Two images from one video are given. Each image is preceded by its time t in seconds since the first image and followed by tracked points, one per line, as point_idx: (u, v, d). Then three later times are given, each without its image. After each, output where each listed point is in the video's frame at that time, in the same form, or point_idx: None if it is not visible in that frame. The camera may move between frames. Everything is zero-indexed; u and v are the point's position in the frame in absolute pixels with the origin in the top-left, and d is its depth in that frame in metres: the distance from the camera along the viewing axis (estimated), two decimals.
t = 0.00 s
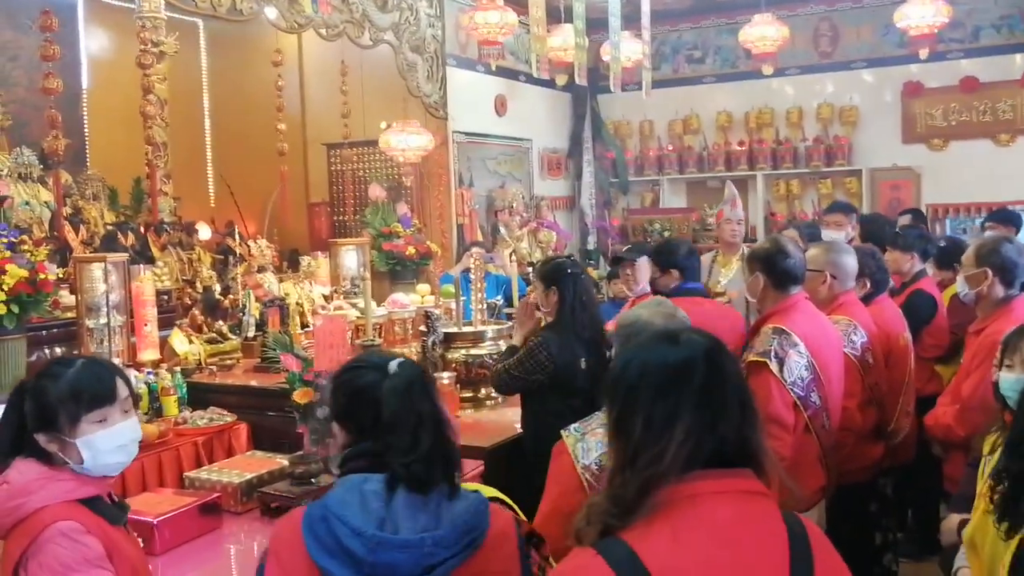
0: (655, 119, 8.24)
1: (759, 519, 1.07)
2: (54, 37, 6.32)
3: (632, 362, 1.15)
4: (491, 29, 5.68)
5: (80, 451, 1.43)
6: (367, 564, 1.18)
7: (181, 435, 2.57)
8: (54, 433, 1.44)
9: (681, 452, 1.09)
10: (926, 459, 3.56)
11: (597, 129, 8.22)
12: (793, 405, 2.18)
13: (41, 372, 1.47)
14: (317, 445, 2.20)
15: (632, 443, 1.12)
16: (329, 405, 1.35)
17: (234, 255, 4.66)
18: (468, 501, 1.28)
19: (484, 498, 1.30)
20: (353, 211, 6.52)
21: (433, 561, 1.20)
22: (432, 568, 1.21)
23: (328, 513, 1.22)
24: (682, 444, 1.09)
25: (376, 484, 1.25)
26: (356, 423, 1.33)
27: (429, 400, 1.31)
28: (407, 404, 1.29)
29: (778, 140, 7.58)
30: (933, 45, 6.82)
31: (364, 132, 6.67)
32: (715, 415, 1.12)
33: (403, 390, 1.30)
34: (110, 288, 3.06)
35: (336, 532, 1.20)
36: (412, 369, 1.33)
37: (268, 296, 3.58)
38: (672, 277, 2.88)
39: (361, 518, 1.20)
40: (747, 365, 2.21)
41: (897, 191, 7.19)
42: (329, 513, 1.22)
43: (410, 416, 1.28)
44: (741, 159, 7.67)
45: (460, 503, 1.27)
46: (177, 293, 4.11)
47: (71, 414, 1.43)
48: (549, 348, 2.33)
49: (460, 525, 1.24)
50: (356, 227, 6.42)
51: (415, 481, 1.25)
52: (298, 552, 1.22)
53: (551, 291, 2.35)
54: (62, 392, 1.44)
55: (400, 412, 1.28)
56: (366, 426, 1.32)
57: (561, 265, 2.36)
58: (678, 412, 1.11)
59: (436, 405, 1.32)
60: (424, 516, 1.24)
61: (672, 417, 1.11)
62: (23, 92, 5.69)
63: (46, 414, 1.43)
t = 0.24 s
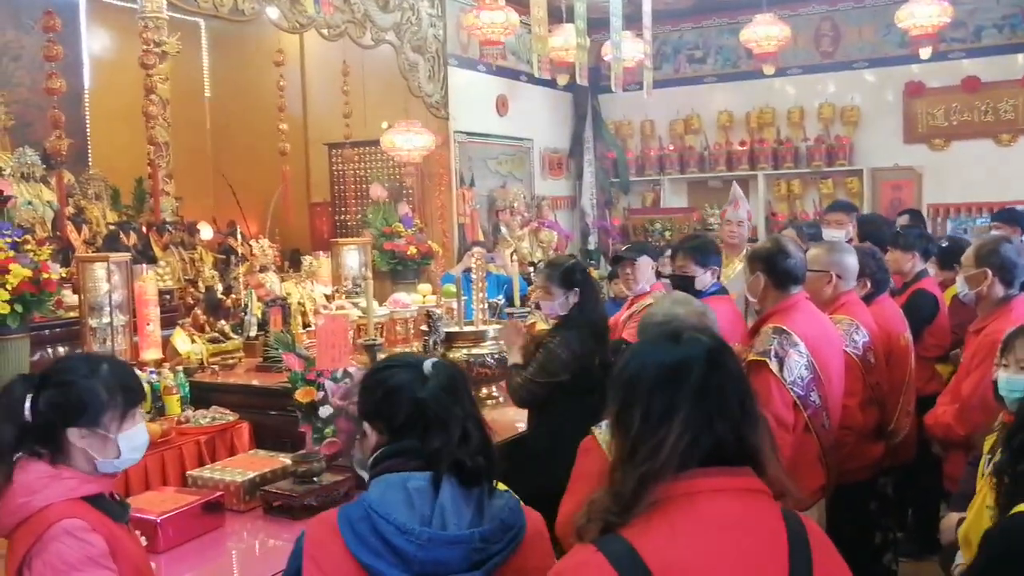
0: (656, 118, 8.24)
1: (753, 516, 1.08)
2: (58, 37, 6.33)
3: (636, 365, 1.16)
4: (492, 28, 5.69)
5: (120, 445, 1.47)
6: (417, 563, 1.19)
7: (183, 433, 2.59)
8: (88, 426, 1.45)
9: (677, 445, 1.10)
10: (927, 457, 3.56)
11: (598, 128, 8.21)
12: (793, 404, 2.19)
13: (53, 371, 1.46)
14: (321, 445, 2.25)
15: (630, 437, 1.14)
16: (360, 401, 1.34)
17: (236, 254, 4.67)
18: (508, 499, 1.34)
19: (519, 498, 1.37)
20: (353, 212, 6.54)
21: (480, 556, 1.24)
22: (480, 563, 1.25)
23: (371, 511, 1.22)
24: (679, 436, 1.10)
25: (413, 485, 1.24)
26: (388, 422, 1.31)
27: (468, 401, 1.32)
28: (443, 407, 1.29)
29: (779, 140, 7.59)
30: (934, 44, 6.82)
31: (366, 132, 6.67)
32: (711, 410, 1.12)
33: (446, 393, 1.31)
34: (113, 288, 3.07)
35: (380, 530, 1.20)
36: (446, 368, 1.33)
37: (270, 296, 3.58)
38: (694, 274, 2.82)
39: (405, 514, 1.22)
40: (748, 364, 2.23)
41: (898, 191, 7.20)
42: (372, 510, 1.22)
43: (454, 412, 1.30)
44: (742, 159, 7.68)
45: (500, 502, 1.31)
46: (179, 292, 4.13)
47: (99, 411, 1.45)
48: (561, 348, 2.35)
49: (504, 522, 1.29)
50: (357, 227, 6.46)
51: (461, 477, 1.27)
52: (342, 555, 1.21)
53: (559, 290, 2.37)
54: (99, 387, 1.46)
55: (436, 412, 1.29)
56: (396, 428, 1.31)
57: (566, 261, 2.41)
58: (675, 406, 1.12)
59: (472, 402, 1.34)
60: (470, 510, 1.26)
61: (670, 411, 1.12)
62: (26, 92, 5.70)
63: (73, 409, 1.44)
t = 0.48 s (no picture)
0: (659, 118, 8.25)
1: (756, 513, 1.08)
2: (62, 37, 6.34)
3: (640, 365, 1.17)
4: (495, 29, 5.69)
5: (144, 443, 1.49)
6: (429, 569, 1.21)
7: (187, 433, 2.59)
8: (115, 423, 1.46)
9: (678, 443, 1.11)
10: (930, 457, 3.56)
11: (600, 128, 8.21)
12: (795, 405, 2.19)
13: (77, 371, 1.46)
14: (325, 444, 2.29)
15: (632, 433, 1.15)
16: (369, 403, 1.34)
17: (239, 254, 4.68)
18: (516, 503, 1.36)
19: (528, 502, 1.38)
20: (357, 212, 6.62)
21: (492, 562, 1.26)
22: (491, 569, 1.27)
23: (381, 515, 1.23)
24: (681, 432, 1.11)
25: (429, 492, 1.25)
26: (397, 425, 1.31)
27: (476, 403, 1.33)
28: (458, 409, 1.30)
29: (782, 140, 7.59)
30: (938, 45, 6.81)
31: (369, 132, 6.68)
32: (712, 409, 1.13)
33: (454, 394, 1.30)
34: (117, 287, 3.08)
35: (391, 535, 1.21)
36: (455, 370, 1.33)
37: (273, 296, 3.54)
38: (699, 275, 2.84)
39: (416, 520, 1.23)
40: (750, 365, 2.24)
41: (901, 191, 7.19)
42: (383, 515, 1.23)
43: (464, 416, 1.30)
44: (745, 159, 7.67)
45: (510, 506, 1.34)
46: (182, 292, 4.14)
47: (126, 408, 1.46)
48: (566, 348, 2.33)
49: (512, 527, 1.31)
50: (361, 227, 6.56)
51: (474, 485, 1.29)
52: (350, 560, 1.21)
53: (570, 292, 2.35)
54: (127, 386, 1.47)
55: (448, 417, 1.29)
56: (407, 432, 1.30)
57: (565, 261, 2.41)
58: (677, 404, 1.12)
59: (481, 400, 1.35)
60: (481, 516, 1.28)
61: (670, 409, 1.13)
62: (31, 92, 5.71)
63: (101, 406, 1.44)
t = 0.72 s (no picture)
0: (658, 117, 8.25)
1: (760, 510, 1.10)
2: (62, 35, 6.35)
3: (648, 366, 1.19)
4: (494, 28, 5.70)
5: (181, 451, 1.49)
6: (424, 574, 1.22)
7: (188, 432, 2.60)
8: (155, 426, 1.46)
9: (682, 438, 1.13)
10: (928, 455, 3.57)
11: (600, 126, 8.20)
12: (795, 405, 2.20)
13: (130, 368, 1.47)
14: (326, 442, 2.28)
15: (636, 429, 1.17)
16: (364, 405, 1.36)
17: (238, 252, 4.68)
18: (510, 506, 1.37)
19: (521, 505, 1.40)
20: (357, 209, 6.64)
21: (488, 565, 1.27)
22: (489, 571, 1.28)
23: (376, 522, 1.23)
24: (684, 428, 1.13)
25: (425, 493, 1.26)
26: (390, 429, 1.32)
27: (468, 404, 1.33)
28: (453, 410, 1.30)
29: (781, 139, 7.60)
30: (937, 43, 6.82)
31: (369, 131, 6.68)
32: (717, 407, 1.14)
33: (447, 397, 1.30)
34: (118, 286, 3.09)
35: (384, 541, 1.22)
36: (450, 373, 1.34)
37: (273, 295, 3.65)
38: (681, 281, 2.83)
39: (410, 524, 1.24)
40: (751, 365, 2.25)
41: (900, 190, 7.09)
42: (377, 519, 1.24)
43: (456, 422, 1.30)
44: (744, 158, 7.67)
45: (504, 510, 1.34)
46: (182, 290, 4.15)
47: (173, 414, 1.47)
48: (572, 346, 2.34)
49: (507, 530, 1.32)
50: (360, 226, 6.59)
51: (469, 490, 1.29)
52: (343, 562, 1.23)
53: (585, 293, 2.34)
54: (174, 393, 1.47)
55: (440, 422, 1.29)
56: (402, 432, 1.31)
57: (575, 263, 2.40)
58: (681, 399, 1.14)
59: (476, 406, 1.35)
60: (474, 522, 1.28)
61: (675, 404, 1.15)
62: (31, 91, 5.72)
63: (147, 406, 1.44)
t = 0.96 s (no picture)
0: (660, 117, 8.26)
1: (770, 512, 1.10)
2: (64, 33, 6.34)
3: (658, 368, 1.19)
4: (495, 27, 5.69)
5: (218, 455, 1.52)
6: None
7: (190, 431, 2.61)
8: (198, 430, 1.48)
9: (692, 438, 1.13)
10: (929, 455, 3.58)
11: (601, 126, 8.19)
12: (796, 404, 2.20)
13: (170, 372, 1.48)
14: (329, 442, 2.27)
15: (647, 429, 1.17)
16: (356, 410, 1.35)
17: (239, 251, 4.68)
18: (500, 508, 1.36)
19: (512, 505, 1.39)
20: (358, 207, 6.62)
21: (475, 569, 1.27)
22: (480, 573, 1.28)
23: (363, 528, 1.24)
24: (693, 429, 1.13)
25: (407, 499, 1.26)
26: (376, 434, 1.32)
27: (451, 408, 1.32)
28: (430, 416, 1.29)
29: (782, 139, 7.60)
30: (939, 44, 6.82)
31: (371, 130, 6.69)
32: (727, 409, 1.14)
33: (429, 402, 1.30)
34: (121, 285, 3.09)
35: (372, 546, 1.23)
36: (436, 377, 1.33)
37: (276, 294, 3.65)
38: (672, 294, 2.46)
39: (398, 530, 1.24)
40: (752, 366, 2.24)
41: (900, 191, 7.16)
42: (362, 527, 1.24)
43: (436, 429, 1.29)
44: (745, 158, 7.68)
45: (492, 512, 1.33)
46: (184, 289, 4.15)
47: (216, 418, 1.49)
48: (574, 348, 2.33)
49: (496, 533, 1.31)
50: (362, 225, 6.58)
51: (454, 496, 1.28)
52: (331, 564, 1.23)
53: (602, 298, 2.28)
54: (214, 396, 1.49)
55: (420, 431, 1.28)
56: (383, 430, 1.31)
57: (592, 263, 2.33)
58: (691, 402, 1.14)
59: (461, 412, 1.33)
60: (462, 526, 1.28)
61: (684, 406, 1.14)
62: (33, 89, 5.72)
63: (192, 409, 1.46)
